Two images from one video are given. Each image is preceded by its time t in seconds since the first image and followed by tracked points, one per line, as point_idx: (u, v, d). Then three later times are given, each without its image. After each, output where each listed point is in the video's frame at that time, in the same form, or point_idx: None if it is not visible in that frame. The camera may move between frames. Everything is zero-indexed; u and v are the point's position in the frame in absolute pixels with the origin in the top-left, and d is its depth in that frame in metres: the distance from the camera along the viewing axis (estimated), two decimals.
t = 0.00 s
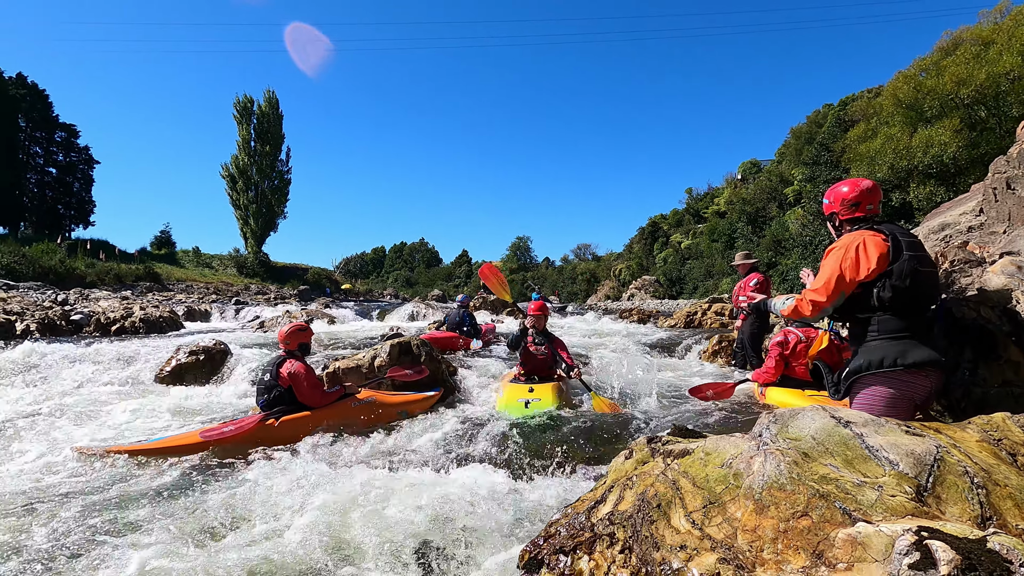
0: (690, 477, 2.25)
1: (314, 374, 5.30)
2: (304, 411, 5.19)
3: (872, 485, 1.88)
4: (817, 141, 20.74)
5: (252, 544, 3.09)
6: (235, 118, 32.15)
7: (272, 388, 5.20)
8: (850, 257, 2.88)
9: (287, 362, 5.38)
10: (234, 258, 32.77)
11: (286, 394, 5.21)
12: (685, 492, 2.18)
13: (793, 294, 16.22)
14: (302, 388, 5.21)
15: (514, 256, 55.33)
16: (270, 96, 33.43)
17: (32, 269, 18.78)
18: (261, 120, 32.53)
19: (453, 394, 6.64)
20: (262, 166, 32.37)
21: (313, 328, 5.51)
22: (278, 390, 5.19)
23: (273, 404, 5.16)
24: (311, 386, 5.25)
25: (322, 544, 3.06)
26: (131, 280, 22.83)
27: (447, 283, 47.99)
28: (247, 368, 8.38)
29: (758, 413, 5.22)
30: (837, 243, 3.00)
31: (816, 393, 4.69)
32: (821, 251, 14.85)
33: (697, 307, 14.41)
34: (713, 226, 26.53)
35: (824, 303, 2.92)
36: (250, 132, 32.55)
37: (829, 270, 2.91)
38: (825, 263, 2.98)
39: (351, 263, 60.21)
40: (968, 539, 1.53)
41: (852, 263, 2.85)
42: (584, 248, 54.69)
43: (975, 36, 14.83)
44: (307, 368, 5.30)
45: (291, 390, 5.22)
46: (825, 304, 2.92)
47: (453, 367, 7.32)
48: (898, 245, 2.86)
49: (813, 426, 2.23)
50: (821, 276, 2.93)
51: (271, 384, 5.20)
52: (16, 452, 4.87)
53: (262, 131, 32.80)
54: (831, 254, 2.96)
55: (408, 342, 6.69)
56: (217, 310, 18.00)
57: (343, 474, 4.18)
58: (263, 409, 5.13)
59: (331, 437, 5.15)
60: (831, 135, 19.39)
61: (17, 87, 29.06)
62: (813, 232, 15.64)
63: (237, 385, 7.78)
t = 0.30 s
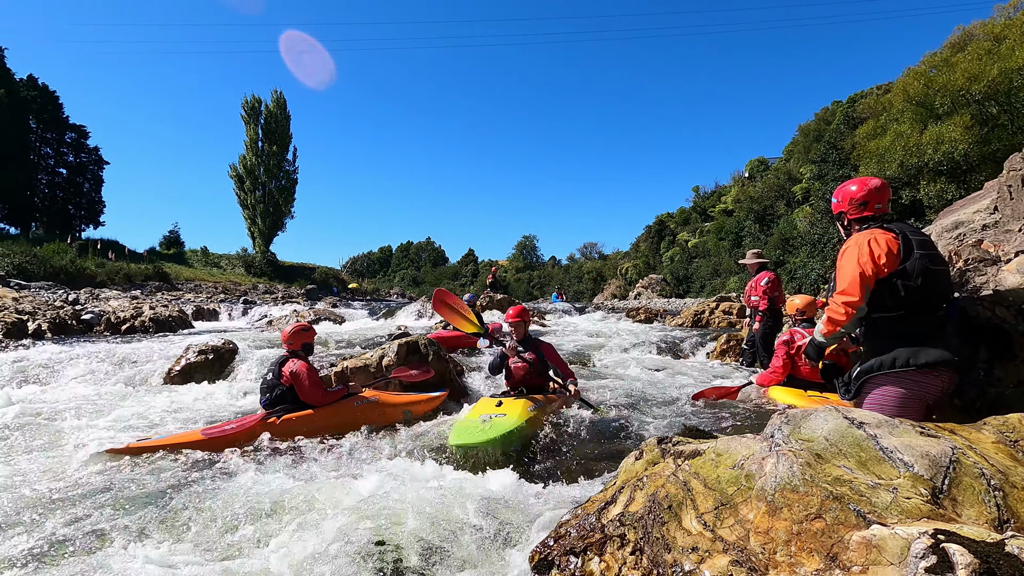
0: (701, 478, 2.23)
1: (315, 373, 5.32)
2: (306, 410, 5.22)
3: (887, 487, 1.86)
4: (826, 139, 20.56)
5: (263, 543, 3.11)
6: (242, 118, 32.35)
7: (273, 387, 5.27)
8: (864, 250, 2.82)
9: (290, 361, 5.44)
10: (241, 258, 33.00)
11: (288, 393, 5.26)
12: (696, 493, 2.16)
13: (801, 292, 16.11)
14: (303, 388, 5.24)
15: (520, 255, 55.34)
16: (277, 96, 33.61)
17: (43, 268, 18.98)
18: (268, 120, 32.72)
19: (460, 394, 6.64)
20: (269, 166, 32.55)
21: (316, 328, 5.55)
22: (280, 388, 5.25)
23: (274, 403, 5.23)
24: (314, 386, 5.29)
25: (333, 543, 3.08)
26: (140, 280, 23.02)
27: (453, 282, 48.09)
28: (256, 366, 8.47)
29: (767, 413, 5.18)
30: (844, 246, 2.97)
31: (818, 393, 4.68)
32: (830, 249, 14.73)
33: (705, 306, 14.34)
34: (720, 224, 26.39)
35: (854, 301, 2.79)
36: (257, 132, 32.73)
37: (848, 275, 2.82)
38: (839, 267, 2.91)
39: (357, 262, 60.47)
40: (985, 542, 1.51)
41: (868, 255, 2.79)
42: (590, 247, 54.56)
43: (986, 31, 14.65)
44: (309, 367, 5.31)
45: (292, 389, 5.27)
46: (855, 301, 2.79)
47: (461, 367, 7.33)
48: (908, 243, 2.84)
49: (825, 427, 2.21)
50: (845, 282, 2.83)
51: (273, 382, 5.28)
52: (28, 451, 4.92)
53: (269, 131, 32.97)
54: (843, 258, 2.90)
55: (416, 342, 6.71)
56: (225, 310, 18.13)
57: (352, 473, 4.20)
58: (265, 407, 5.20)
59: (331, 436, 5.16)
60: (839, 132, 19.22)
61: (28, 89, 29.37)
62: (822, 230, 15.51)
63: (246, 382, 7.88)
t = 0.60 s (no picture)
0: (705, 479, 2.24)
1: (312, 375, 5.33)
2: (302, 411, 5.22)
3: (889, 489, 1.86)
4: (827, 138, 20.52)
5: (266, 544, 3.11)
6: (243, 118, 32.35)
7: (271, 388, 5.29)
8: (872, 247, 2.78)
9: (287, 362, 5.47)
10: (242, 258, 33.03)
11: (285, 393, 5.28)
12: (699, 494, 2.17)
13: (802, 292, 16.09)
14: (299, 390, 5.25)
15: (521, 255, 55.35)
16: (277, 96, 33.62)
17: (44, 269, 19.00)
18: (269, 120, 32.72)
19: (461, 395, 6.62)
20: (270, 166, 32.56)
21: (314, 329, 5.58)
22: (276, 389, 5.29)
23: (272, 403, 5.23)
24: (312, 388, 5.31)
25: (336, 544, 3.08)
26: (141, 280, 23.04)
27: (453, 281, 48.12)
28: (257, 365, 8.50)
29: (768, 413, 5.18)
30: (843, 247, 2.90)
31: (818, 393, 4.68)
32: (831, 249, 14.70)
33: (705, 306, 14.33)
34: (721, 224, 26.37)
35: (882, 294, 2.64)
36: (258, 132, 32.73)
37: (872, 268, 2.69)
38: (853, 264, 2.77)
39: (357, 262, 60.50)
40: (988, 544, 1.52)
41: (877, 251, 2.75)
42: (591, 246, 54.54)
43: (987, 30, 14.62)
44: (306, 369, 5.35)
45: (289, 390, 5.29)
46: (883, 294, 2.64)
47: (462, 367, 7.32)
48: (905, 244, 2.83)
49: (828, 428, 2.21)
50: (871, 275, 2.68)
51: (270, 384, 5.31)
52: (31, 452, 4.92)
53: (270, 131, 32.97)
54: (856, 255, 2.78)
55: (417, 342, 6.72)
56: (227, 310, 18.16)
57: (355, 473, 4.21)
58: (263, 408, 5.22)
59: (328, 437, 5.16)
60: (840, 131, 19.18)
61: (28, 89, 29.38)
62: (822, 230, 15.51)
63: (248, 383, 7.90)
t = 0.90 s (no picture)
0: (703, 482, 2.24)
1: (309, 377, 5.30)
2: (299, 414, 5.23)
3: (888, 492, 1.86)
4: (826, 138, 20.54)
5: (266, 544, 3.12)
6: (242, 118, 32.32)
7: (267, 391, 5.27)
8: (873, 252, 2.76)
9: (285, 364, 5.45)
10: (242, 258, 33.00)
11: (282, 396, 5.27)
12: (698, 498, 2.17)
13: (801, 292, 16.09)
14: (297, 392, 5.23)
15: (520, 255, 55.37)
16: (277, 96, 33.60)
17: (43, 268, 18.98)
18: (268, 120, 32.70)
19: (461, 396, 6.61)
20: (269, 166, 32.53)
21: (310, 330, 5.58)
22: (274, 392, 5.28)
23: (269, 406, 5.24)
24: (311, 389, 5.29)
25: (335, 546, 3.08)
26: (140, 280, 23.01)
27: (453, 281, 48.12)
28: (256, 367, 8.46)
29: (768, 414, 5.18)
30: (845, 251, 2.88)
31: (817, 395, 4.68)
32: (830, 249, 14.71)
33: (705, 306, 14.33)
34: (720, 224, 26.40)
35: (884, 302, 2.63)
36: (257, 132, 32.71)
37: (873, 275, 2.68)
38: (854, 270, 2.77)
39: (357, 262, 60.48)
40: (986, 548, 1.51)
41: (878, 256, 2.73)
42: (590, 246, 54.52)
43: (986, 30, 14.62)
44: (303, 371, 5.30)
45: (286, 393, 5.26)
46: (885, 302, 2.63)
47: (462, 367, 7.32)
48: (907, 247, 2.81)
49: (827, 432, 2.21)
50: (872, 282, 2.67)
51: (268, 386, 5.30)
52: (29, 453, 4.91)
53: (269, 131, 32.95)
54: (857, 260, 2.77)
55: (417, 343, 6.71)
56: (225, 310, 18.14)
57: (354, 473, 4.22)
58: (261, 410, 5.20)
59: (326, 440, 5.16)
60: (840, 132, 19.20)
61: (27, 89, 29.34)
62: (821, 230, 15.53)
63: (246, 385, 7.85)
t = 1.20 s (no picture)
0: (701, 485, 2.23)
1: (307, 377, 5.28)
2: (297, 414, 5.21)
3: (887, 495, 1.85)
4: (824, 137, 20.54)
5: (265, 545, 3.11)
6: (240, 116, 32.21)
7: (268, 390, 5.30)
8: (874, 254, 2.73)
9: (284, 364, 5.42)
10: (239, 256, 32.92)
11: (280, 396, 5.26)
12: (696, 501, 2.16)
13: (799, 291, 16.09)
14: (294, 392, 5.21)
15: (519, 253, 55.38)
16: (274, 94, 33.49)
17: (40, 267, 18.92)
18: (266, 118, 32.60)
19: (458, 396, 6.60)
20: (267, 164, 32.43)
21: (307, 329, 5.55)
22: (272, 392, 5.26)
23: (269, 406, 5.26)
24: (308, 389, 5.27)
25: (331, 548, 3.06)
26: (138, 279, 22.94)
27: (451, 280, 48.10)
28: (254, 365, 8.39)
29: (766, 413, 5.17)
30: (845, 252, 2.86)
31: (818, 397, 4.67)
32: (828, 248, 14.71)
33: (703, 305, 14.34)
34: (718, 223, 26.42)
35: (882, 306, 2.62)
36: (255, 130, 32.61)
37: (872, 277, 2.66)
38: (853, 271, 2.75)
39: (355, 261, 60.42)
40: (986, 552, 1.50)
41: (878, 258, 2.71)
42: (588, 245, 54.53)
43: (984, 29, 14.62)
44: (300, 372, 5.23)
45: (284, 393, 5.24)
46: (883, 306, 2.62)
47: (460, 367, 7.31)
48: (907, 248, 2.80)
49: (825, 433, 2.20)
50: (871, 284, 2.65)
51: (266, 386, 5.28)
52: (25, 453, 4.89)
53: (267, 129, 32.85)
54: (857, 262, 2.74)
55: (414, 343, 6.70)
56: (223, 309, 18.08)
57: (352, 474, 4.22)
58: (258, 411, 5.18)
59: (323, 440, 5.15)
60: (838, 130, 19.20)
61: (23, 86, 29.20)
62: (819, 229, 15.52)
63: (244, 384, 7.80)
